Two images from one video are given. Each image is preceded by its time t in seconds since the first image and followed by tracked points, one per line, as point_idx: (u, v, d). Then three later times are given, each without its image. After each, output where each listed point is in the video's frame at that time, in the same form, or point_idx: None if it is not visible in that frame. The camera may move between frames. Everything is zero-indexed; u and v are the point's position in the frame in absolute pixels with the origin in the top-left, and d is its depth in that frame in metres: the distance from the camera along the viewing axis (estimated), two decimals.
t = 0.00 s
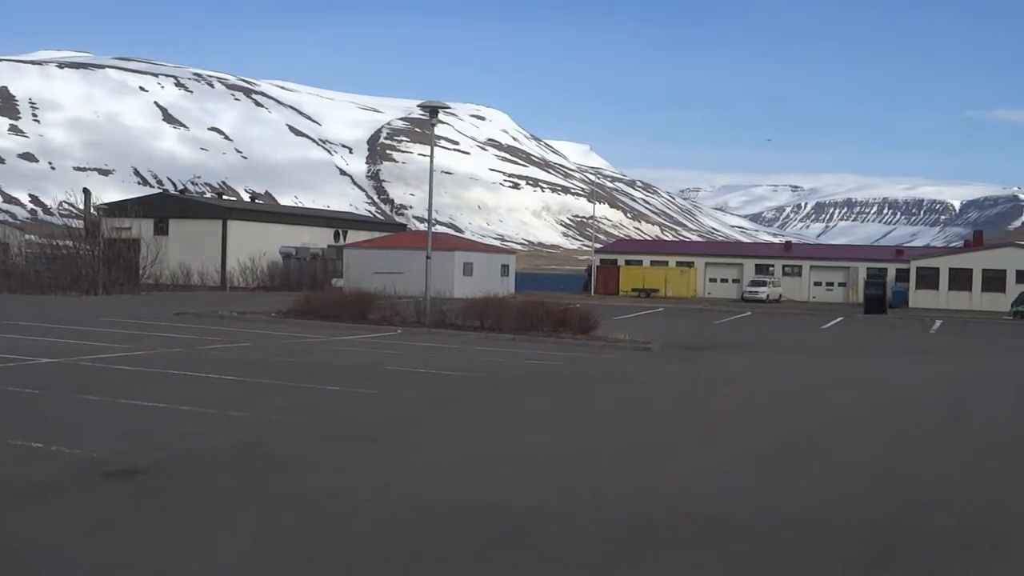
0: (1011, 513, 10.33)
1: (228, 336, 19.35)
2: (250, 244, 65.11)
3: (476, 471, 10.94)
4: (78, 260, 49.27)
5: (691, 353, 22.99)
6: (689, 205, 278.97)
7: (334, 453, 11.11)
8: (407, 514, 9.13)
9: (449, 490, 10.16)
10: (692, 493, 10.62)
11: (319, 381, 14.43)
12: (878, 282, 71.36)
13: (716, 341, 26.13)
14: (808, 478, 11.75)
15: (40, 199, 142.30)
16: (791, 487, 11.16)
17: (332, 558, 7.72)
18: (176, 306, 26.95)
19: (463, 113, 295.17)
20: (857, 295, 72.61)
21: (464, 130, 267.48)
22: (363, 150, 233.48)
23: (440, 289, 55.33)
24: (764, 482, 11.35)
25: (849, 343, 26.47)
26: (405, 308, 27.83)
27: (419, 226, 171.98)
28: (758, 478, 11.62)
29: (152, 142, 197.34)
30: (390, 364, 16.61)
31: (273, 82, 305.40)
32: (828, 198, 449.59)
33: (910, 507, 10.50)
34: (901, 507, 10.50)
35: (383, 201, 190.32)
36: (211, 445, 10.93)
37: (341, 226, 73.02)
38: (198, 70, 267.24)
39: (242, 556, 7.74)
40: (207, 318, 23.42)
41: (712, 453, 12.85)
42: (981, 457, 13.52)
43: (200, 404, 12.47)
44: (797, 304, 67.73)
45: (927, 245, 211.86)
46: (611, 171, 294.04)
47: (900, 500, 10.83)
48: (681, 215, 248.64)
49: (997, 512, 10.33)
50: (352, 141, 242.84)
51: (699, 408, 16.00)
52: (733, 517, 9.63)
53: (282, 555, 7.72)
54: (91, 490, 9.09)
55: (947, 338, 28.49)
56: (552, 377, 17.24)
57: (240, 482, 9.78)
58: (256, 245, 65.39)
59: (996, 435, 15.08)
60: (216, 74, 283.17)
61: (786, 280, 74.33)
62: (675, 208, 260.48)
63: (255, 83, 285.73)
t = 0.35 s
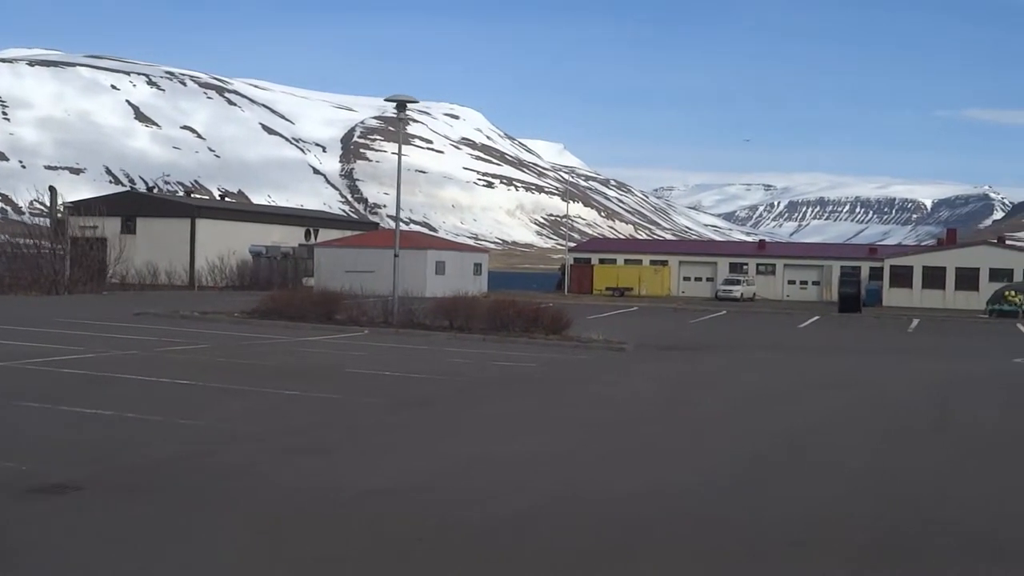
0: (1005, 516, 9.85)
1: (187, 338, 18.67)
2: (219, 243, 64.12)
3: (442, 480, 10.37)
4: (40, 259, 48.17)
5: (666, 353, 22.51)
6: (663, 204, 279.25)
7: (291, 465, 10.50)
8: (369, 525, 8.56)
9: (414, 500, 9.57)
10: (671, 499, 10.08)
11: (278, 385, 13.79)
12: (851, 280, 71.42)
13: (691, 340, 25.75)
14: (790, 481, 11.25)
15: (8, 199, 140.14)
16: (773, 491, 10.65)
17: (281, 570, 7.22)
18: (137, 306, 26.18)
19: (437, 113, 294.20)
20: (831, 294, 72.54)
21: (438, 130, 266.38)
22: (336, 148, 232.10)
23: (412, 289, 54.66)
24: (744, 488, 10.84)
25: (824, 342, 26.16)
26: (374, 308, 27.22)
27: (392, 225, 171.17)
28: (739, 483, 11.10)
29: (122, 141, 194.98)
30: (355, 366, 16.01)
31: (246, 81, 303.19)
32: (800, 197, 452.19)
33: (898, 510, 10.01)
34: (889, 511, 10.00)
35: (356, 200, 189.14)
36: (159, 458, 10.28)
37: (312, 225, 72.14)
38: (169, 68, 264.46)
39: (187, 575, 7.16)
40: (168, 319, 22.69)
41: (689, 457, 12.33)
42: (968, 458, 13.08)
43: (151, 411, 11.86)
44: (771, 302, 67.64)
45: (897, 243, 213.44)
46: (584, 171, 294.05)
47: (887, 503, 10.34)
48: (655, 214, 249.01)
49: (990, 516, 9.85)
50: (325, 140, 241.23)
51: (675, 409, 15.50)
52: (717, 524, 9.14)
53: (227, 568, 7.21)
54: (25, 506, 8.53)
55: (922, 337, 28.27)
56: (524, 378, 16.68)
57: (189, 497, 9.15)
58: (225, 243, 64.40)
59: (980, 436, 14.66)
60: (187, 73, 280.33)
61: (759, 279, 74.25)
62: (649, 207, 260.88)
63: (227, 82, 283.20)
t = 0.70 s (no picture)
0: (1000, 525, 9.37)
1: (141, 339, 17.93)
2: (187, 240, 63.09)
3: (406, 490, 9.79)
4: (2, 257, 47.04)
5: (639, 353, 22.01)
6: (636, 202, 279.42)
7: (243, 475, 9.87)
8: (314, 543, 8.00)
9: (371, 513, 8.95)
10: (647, 513, 9.53)
11: (231, 390, 13.12)
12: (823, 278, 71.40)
13: (664, 340, 25.32)
14: (770, 488, 10.75)
15: None
16: (755, 502, 10.10)
17: None
18: (92, 306, 25.33)
19: (410, 111, 292.94)
20: (805, 292, 72.39)
21: (411, 128, 265.12)
22: (308, 146, 230.47)
23: (383, 288, 53.97)
24: (716, 497, 10.36)
25: (799, 341, 25.80)
26: (340, 307, 26.55)
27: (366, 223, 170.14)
28: (720, 496, 10.57)
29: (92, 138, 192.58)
30: (317, 368, 15.38)
31: (218, 78, 300.47)
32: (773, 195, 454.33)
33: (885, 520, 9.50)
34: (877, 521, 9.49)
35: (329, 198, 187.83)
36: (99, 471, 9.60)
37: (281, 222, 71.20)
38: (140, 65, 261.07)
39: None
40: (125, 319, 21.95)
41: (665, 464, 11.79)
42: (954, 461, 12.61)
43: (94, 419, 11.25)
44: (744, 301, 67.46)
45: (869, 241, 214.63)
46: (558, 169, 293.70)
47: (875, 515, 9.84)
48: (629, 213, 249.10)
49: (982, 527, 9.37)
50: (298, 138, 239.39)
51: (649, 412, 14.97)
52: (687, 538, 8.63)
53: None
54: None
55: (896, 336, 27.97)
56: (491, 380, 16.08)
57: (125, 512, 8.55)
58: (192, 241, 63.36)
59: (963, 437, 14.22)
60: (158, 70, 277.22)
61: (733, 277, 74.08)
62: (623, 205, 260.95)
63: (199, 79, 280.44)
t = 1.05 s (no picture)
0: (992, 544, 8.91)
1: (94, 340, 17.21)
2: (153, 238, 62.00)
3: (365, 504, 9.20)
4: None
5: (612, 353, 21.55)
6: (609, 201, 279.31)
7: (190, 489, 9.25)
8: (262, 559, 7.48)
9: (328, 529, 8.36)
10: (622, 525, 8.98)
11: (184, 396, 12.53)
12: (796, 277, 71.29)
13: (638, 340, 24.87)
14: (744, 498, 10.34)
15: None
16: (728, 513, 9.68)
17: None
18: (48, 305, 24.48)
19: (383, 108, 291.38)
20: (778, 291, 72.18)
21: (384, 126, 263.68)
22: (281, 143, 228.63)
23: (354, 286, 53.23)
24: (689, 507, 9.92)
25: (773, 342, 25.42)
26: (306, 306, 25.89)
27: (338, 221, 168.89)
28: (692, 504, 10.14)
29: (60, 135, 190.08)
30: (276, 370, 14.77)
31: (189, 75, 297.62)
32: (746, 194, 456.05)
33: (873, 539, 9.01)
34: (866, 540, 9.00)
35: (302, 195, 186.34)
36: (38, 483, 9.04)
37: (251, 220, 70.22)
38: (111, 61, 258.17)
39: None
40: (82, 319, 21.22)
41: (639, 472, 11.27)
42: (938, 469, 12.17)
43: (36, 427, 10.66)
44: (718, 300, 67.23)
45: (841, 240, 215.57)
46: (532, 167, 293.05)
47: (861, 531, 9.35)
48: (602, 212, 248.92)
49: (973, 545, 8.92)
50: (270, 136, 237.49)
51: (622, 415, 14.45)
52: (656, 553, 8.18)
53: None
54: None
55: (871, 336, 27.67)
56: (458, 383, 15.52)
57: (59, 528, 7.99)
58: (160, 239, 62.28)
59: (944, 441, 13.84)
60: (128, 67, 274.10)
61: (706, 276, 73.84)
62: (596, 204, 260.81)
63: (170, 76, 277.65)
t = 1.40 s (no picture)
0: (990, 554, 8.44)
1: (45, 340, 16.55)
2: (120, 235, 60.91)
3: (321, 517, 8.60)
4: None
5: (583, 353, 21.10)
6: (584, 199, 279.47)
7: (132, 506, 8.61)
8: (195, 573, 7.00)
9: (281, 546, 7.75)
10: (588, 534, 8.53)
11: (132, 401, 11.98)
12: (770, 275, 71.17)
13: (610, 340, 24.42)
14: (711, 501, 9.99)
15: None
16: (693, 518, 9.29)
17: None
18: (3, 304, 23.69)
19: (357, 106, 289.85)
20: (752, 289, 72.01)
21: (359, 123, 262.15)
22: (253, 140, 226.86)
23: (325, 284, 52.48)
24: (655, 511, 9.54)
25: (746, 341, 25.06)
26: (271, 305, 25.24)
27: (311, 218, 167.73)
28: (656, 504, 9.78)
29: (31, 131, 187.81)
30: (233, 373, 14.13)
31: (161, 72, 294.90)
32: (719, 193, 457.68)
33: (865, 548, 8.51)
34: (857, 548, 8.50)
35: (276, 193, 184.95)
36: None
37: (220, 216, 69.23)
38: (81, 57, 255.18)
39: None
40: (37, 318, 20.49)
41: (614, 478, 10.73)
42: (923, 472, 11.72)
43: None
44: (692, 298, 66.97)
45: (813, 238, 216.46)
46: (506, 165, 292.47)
47: (834, 534, 8.99)
48: (577, 210, 248.63)
49: (969, 554, 8.44)
50: (243, 133, 235.51)
51: (595, 418, 13.92)
52: (616, 561, 7.80)
53: None
54: None
55: (846, 336, 27.34)
56: (425, 385, 14.94)
57: None
58: (127, 236, 61.21)
59: (918, 440, 13.48)
60: (100, 63, 271.18)
61: (680, 274, 73.59)
62: (570, 202, 260.61)
63: (142, 72, 274.99)
